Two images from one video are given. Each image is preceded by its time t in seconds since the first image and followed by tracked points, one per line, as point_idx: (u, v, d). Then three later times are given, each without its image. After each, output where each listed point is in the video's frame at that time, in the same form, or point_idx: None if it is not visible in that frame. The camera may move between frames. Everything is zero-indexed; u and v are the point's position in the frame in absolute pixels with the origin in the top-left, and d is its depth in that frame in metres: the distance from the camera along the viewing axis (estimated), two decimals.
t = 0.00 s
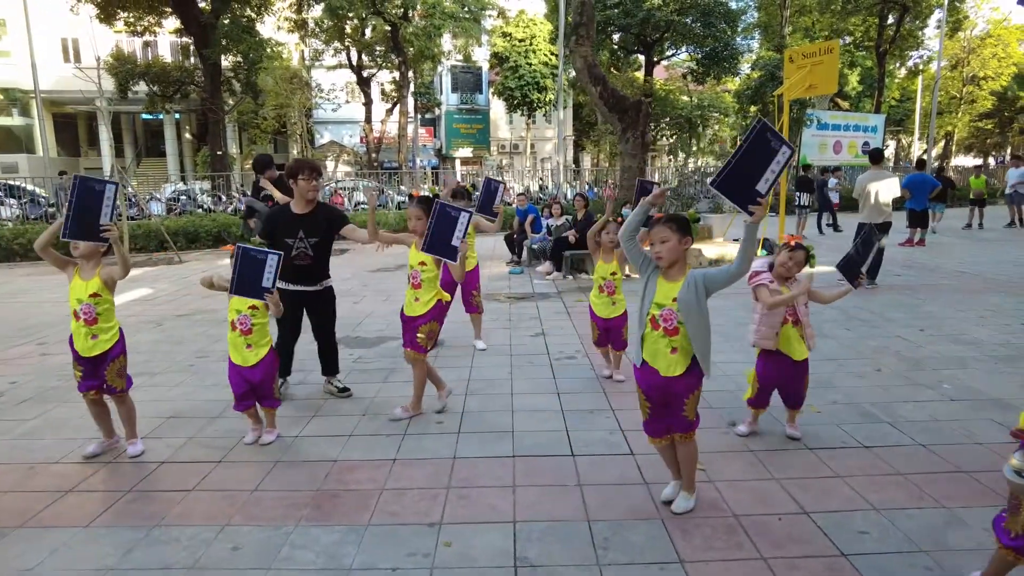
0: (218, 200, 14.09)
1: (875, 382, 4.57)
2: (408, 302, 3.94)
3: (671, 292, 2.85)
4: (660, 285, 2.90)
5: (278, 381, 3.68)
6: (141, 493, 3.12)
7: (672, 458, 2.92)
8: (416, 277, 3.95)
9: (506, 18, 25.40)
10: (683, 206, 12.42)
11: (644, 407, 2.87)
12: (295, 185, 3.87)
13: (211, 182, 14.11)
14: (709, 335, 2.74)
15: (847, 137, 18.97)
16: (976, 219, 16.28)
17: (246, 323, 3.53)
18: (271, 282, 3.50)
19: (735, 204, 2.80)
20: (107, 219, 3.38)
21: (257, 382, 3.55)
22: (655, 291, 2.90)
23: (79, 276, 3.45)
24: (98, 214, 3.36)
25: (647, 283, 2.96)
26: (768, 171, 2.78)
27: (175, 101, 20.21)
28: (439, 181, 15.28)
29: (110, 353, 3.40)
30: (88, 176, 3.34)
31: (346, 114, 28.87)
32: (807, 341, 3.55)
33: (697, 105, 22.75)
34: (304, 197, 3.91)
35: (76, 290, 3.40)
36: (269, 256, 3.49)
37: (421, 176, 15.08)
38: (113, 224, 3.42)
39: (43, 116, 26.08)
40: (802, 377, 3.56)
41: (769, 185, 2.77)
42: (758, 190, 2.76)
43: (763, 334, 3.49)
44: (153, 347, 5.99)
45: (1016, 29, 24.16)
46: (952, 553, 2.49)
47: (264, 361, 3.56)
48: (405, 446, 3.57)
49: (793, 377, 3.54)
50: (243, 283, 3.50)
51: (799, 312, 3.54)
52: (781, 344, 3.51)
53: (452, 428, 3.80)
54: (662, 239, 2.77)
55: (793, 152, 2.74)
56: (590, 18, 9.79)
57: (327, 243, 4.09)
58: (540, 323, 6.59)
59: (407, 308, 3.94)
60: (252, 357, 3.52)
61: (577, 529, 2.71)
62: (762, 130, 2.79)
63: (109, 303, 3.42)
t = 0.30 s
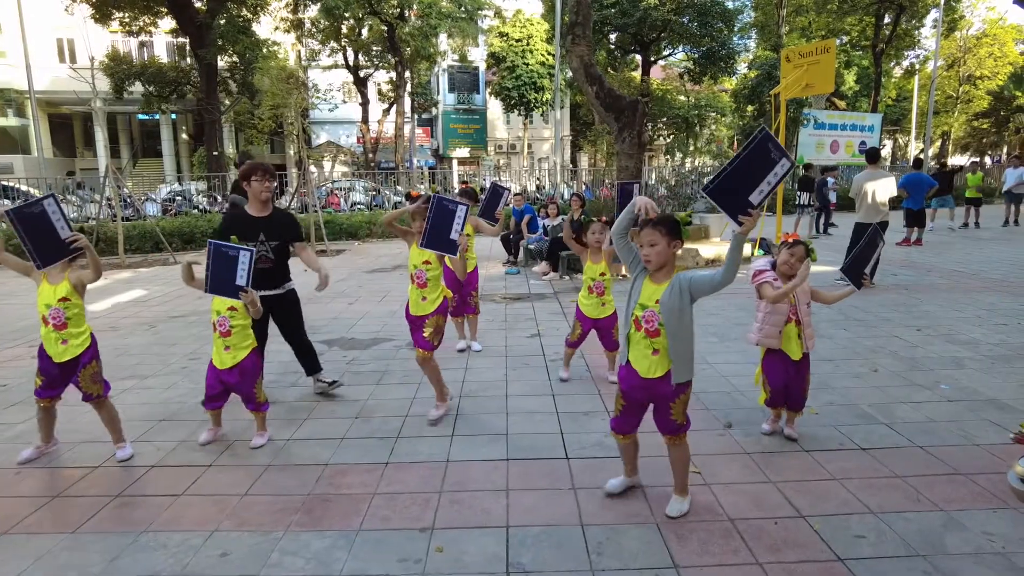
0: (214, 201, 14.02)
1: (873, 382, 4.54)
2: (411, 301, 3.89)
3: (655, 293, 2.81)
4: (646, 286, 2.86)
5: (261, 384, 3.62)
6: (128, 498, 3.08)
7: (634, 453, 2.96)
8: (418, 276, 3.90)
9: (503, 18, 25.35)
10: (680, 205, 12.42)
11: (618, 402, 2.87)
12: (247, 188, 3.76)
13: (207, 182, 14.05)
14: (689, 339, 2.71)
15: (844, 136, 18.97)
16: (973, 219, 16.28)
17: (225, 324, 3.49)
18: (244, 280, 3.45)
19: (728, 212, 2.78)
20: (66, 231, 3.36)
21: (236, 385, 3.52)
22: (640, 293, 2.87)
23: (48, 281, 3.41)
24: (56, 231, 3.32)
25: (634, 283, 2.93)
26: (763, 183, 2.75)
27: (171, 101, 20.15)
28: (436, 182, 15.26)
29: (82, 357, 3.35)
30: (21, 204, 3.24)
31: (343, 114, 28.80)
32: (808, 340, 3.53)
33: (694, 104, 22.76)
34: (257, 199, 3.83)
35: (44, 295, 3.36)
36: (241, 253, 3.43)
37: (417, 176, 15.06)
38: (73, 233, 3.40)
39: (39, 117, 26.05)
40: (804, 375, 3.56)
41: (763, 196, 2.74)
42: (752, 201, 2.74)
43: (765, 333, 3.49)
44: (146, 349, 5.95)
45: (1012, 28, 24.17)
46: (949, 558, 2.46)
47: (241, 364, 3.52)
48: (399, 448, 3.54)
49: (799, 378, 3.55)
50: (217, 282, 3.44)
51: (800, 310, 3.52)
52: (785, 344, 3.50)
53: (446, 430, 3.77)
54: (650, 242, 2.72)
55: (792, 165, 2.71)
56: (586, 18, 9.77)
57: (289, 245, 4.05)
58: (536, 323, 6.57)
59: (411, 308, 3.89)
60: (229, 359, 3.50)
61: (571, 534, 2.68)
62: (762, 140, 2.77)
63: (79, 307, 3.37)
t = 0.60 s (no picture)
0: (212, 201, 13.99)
1: (870, 383, 4.51)
2: (410, 303, 3.85)
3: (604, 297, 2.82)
4: (597, 290, 2.86)
5: (230, 384, 3.54)
6: (117, 501, 3.05)
7: (564, 452, 2.96)
8: (421, 278, 3.85)
9: (501, 18, 25.30)
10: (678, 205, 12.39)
11: (571, 402, 2.88)
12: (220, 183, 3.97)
13: (204, 182, 14.00)
14: (637, 344, 2.71)
15: (843, 136, 18.94)
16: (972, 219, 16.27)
17: (196, 326, 3.46)
18: (218, 274, 3.47)
19: (646, 216, 2.75)
20: (31, 234, 3.36)
21: (207, 384, 3.49)
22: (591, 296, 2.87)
23: None
24: (20, 232, 3.32)
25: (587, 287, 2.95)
26: (676, 183, 2.71)
27: (169, 101, 20.06)
28: (434, 182, 15.22)
29: (30, 358, 3.31)
30: None
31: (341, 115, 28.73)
32: (794, 339, 3.49)
33: (693, 104, 22.73)
34: (230, 192, 4.03)
35: None
36: (214, 246, 3.45)
37: (416, 176, 15.03)
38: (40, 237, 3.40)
39: (37, 117, 25.97)
40: (787, 374, 3.51)
41: (678, 197, 2.71)
42: (667, 202, 2.71)
43: (753, 334, 3.49)
44: (141, 350, 5.92)
45: (1011, 28, 24.18)
46: (947, 561, 2.43)
47: (213, 364, 3.50)
48: (392, 450, 3.51)
49: (777, 380, 3.52)
50: (190, 278, 3.47)
51: (787, 311, 3.50)
52: (770, 344, 3.49)
53: (441, 432, 3.74)
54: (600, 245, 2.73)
55: (704, 162, 2.64)
56: (583, 17, 9.76)
57: (260, 239, 4.24)
58: (533, 324, 6.55)
59: (410, 310, 3.84)
60: (201, 361, 3.48)
61: (564, 537, 2.65)
62: (668, 142, 2.74)
63: (24, 307, 3.30)
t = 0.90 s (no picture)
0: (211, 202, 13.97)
1: (869, 384, 4.50)
2: (402, 304, 3.83)
3: (562, 290, 2.90)
4: (556, 283, 2.95)
5: (214, 386, 3.55)
6: (110, 502, 3.02)
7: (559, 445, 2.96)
8: (415, 279, 3.83)
9: (501, 18, 25.28)
10: (678, 205, 12.38)
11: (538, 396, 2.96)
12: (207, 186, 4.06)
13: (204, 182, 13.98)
14: (592, 335, 2.82)
15: (843, 136, 18.91)
16: (972, 219, 16.26)
17: (185, 326, 3.45)
18: (208, 271, 3.48)
19: (593, 220, 2.71)
20: (19, 227, 3.34)
21: (195, 384, 3.47)
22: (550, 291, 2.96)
23: None
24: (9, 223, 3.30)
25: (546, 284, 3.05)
26: (621, 188, 2.68)
27: (169, 101, 20.01)
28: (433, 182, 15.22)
29: (18, 358, 3.28)
30: None
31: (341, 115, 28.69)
32: (753, 342, 3.48)
33: (693, 104, 22.70)
34: (216, 196, 4.12)
35: None
36: (201, 243, 3.46)
37: (415, 176, 15.01)
38: (26, 232, 3.37)
39: (36, 117, 25.94)
40: (738, 374, 3.52)
41: (623, 203, 2.68)
42: (612, 207, 2.67)
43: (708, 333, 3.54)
44: (137, 350, 5.89)
45: (1011, 29, 24.17)
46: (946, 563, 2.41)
47: (203, 364, 3.49)
48: (389, 451, 3.49)
49: (730, 377, 3.56)
50: (182, 276, 3.49)
51: (746, 313, 3.49)
52: (723, 343, 3.51)
53: (438, 433, 3.72)
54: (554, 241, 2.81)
55: (647, 166, 2.65)
56: (583, 17, 9.75)
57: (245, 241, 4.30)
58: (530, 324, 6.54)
59: (404, 312, 3.80)
60: (192, 361, 3.46)
61: (561, 540, 2.63)
62: (610, 148, 2.72)
63: (13, 305, 3.26)
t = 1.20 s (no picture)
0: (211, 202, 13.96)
1: (870, 385, 4.48)
2: (378, 305, 3.80)
3: (553, 289, 2.87)
4: (545, 282, 2.93)
5: (227, 383, 3.55)
6: (108, 503, 3.01)
7: (575, 449, 2.93)
8: (392, 280, 3.78)
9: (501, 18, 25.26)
10: (678, 205, 12.37)
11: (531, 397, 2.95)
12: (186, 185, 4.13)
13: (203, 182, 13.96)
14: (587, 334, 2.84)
15: (843, 137, 18.88)
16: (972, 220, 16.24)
17: (190, 325, 3.44)
18: (217, 269, 3.45)
19: (587, 220, 2.68)
20: (35, 221, 3.33)
21: (208, 386, 3.47)
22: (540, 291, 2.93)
23: None
24: (25, 217, 3.30)
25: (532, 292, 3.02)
26: (612, 185, 2.66)
27: (169, 100, 19.98)
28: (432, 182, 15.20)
29: (26, 357, 3.27)
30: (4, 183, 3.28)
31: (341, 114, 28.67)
32: (723, 337, 3.63)
33: (693, 105, 22.66)
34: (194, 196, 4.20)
35: None
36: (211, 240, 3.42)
37: (415, 176, 14.99)
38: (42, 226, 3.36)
39: (35, 117, 25.91)
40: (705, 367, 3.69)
41: (615, 200, 2.67)
42: (606, 205, 2.66)
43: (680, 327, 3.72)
44: (135, 350, 5.87)
45: (1011, 29, 24.14)
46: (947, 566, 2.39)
47: (208, 364, 3.46)
48: (388, 452, 3.47)
49: (692, 367, 3.74)
50: (188, 274, 3.46)
51: (720, 310, 3.63)
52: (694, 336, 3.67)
53: (437, 434, 3.70)
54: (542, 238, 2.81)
55: (634, 161, 2.61)
56: (583, 17, 9.74)
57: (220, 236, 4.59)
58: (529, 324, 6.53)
59: (381, 314, 3.78)
60: (196, 360, 3.43)
61: (559, 541, 2.62)
62: (595, 148, 2.68)
63: (20, 304, 3.25)
